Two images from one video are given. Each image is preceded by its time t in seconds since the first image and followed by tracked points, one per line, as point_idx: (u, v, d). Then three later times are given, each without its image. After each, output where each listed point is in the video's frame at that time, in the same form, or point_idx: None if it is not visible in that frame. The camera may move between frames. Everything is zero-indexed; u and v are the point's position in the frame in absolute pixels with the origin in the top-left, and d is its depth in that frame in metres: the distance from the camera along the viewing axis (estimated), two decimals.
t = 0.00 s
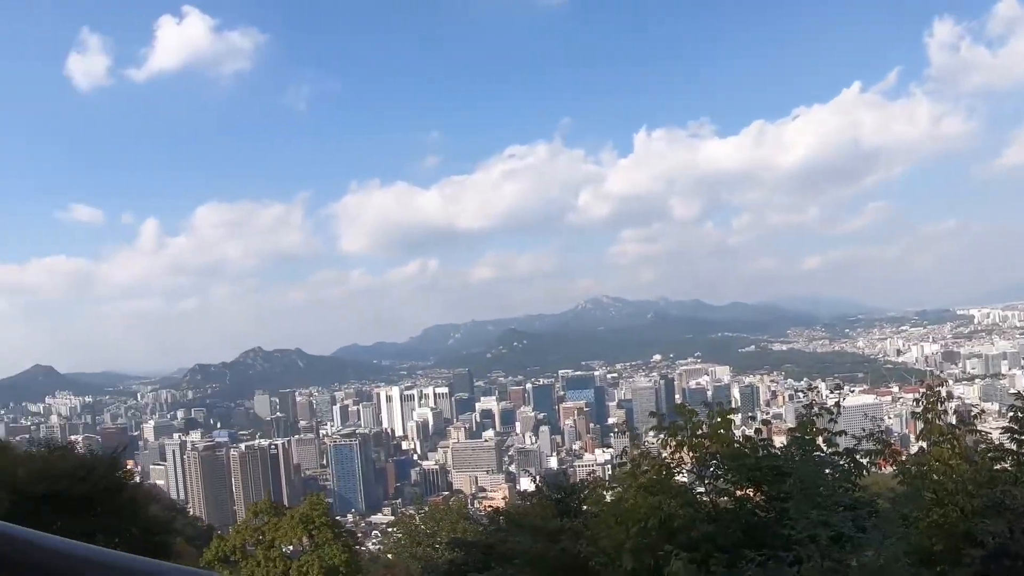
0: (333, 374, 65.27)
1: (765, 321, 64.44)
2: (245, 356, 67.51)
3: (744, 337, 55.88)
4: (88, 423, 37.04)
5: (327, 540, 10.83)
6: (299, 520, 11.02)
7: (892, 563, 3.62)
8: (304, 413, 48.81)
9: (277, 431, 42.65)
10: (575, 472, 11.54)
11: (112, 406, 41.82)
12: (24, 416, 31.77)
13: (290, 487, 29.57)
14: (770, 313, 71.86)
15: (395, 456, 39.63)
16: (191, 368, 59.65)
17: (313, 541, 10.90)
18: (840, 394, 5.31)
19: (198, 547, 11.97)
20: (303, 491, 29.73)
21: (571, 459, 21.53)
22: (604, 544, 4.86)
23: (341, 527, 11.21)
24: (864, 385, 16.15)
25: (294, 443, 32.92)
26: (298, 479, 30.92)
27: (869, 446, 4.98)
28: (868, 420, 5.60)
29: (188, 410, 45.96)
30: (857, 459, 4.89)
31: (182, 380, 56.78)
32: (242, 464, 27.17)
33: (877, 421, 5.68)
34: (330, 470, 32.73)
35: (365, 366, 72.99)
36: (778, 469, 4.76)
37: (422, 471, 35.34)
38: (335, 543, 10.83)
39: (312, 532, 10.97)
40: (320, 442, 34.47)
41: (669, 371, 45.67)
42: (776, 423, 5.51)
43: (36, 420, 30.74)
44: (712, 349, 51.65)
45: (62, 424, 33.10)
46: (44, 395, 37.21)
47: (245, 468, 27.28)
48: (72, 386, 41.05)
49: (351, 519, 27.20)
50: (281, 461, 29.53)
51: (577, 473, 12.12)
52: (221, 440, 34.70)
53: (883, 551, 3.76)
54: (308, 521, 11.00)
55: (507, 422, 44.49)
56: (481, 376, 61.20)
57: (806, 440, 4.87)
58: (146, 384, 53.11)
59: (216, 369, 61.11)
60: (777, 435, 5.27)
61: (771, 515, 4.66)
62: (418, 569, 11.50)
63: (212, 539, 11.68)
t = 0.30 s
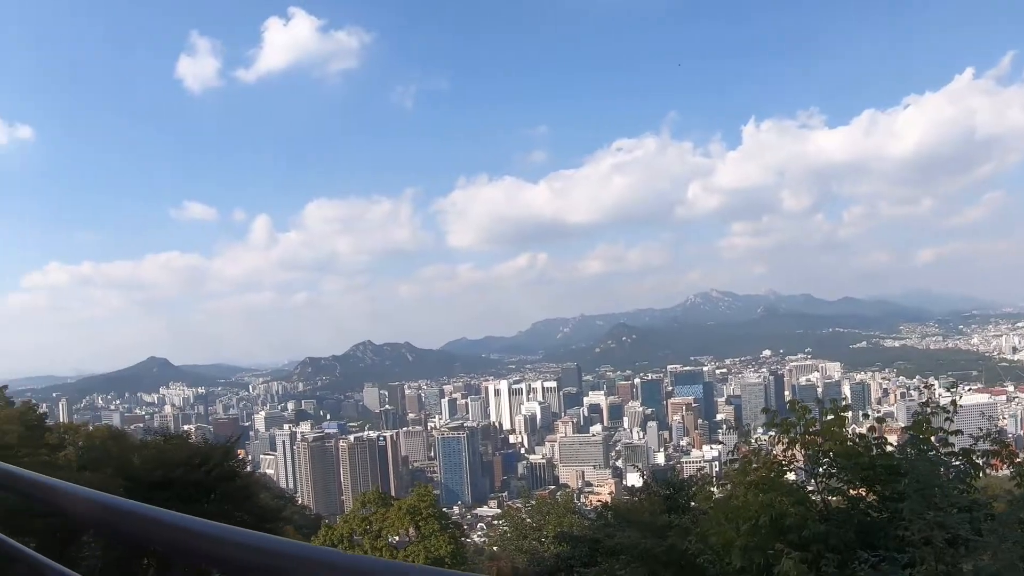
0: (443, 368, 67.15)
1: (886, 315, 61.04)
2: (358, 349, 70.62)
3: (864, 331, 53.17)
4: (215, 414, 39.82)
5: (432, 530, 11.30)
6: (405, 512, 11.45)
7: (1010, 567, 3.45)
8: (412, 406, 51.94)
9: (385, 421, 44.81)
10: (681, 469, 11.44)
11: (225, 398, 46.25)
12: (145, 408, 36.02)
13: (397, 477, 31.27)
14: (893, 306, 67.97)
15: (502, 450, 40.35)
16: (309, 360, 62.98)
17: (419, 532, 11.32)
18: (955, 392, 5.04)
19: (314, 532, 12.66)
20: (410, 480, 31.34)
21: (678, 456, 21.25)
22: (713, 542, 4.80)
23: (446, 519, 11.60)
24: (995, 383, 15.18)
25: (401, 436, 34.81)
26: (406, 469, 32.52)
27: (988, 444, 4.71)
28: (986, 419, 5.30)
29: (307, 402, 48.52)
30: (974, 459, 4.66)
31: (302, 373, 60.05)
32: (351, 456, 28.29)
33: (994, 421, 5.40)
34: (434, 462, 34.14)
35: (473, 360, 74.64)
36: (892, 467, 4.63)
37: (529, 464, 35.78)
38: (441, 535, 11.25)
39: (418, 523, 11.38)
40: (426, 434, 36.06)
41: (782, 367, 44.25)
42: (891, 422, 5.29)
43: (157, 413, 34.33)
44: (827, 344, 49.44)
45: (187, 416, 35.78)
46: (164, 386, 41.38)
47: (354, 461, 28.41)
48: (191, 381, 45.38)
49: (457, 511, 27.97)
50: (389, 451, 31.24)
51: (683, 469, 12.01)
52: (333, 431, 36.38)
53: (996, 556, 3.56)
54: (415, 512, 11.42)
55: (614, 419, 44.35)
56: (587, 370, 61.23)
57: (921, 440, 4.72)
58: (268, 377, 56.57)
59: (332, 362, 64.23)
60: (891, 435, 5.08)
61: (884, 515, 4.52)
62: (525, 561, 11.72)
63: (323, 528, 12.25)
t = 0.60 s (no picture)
0: (516, 368, 67.66)
1: (979, 315, 57.98)
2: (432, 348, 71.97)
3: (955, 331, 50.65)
4: (290, 410, 41.31)
5: (504, 529, 11.45)
6: (477, 510, 11.67)
7: None
8: (486, 404, 52.59)
9: (459, 420, 45.42)
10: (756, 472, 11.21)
11: (300, 394, 47.60)
12: (220, 404, 37.86)
13: (469, 475, 31.84)
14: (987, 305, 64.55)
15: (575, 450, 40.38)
16: (384, 358, 64.57)
17: (490, 531, 11.50)
18: None
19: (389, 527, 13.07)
20: (482, 479, 31.91)
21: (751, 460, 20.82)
22: (787, 547, 4.71)
23: (517, 518, 11.76)
24: None
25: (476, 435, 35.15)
26: (479, 468, 33.14)
27: None
28: None
29: (380, 399, 49.78)
30: None
31: (377, 371, 61.64)
32: (423, 453, 28.78)
33: None
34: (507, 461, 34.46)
35: (546, 360, 74.92)
36: (970, 475, 4.52)
37: (601, 465, 35.69)
38: (511, 533, 11.40)
39: (490, 522, 11.56)
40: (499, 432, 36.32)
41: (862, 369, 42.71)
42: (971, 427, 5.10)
43: (233, 408, 36.00)
44: (914, 345, 47.35)
45: (262, 412, 37.28)
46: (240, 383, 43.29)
47: (425, 457, 28.79)
48: (267, 377, 47.25)
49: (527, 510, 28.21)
50: (463, 450, 31.51)
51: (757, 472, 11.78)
52: (406, 429, 37.26)
53: None
54: (486, 510, 11.61)
55: (688, 420, 43.69)
56: (662, 371, 60.51)
57: (999, 446, 4.59)
58: (344, 375, 58.33)
59: (407, 360, 65.65)
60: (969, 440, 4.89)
61: (962, 523, 4.40)
62: (596, 562, 11.74)
63: (397, 524, 12.63)
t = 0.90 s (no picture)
0: (569, 368, 67.63)
1: None
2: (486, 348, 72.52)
3: None
4: (345, 409, 42.18)
5: (558, 530, 11.54)
6: (531, 510, 11.76)
7: None
8: (540, 406, 52.71)
9: (513, 420, 45.65)
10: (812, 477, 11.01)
11: (356, 393, 48.48)
12: (277, 402, 38.98)
13: (523, 475, 32.03)
14: None
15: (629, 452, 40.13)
16: (438, 359, 65.34)
17: (544, 532, 11.57)
18: None
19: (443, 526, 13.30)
20: (535, 480, 32.06)
21: (805, 464, 20.41)
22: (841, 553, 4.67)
23: (571, 519, 11.82)
24: None
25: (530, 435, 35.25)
26: (532, 468, 33.31)
27: None
28: None
29: (434, 399, 50.40)
30: None
31: (432, 371, 62.42)
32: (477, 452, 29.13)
33: None
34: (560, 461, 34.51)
35: (600, 361, 74.64)
36: None
37: (655, 467, 35.39)
38: (565, 535, 11.46)
39: (544, 523, 11.65)
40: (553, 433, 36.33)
41: (926, 372, 41.27)
42: None
43: (289, 406, 37.03)
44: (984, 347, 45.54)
45: (317, 410, 38.20)
46: (296, 382, 44.48)
47: (480, 459, 29.20)
48: (323, 377, 48.35)
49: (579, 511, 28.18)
50: (516, 451, 31.67)
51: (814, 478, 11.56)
52: (459, 428, 37.65)
53: None
54: (540, 511, 11.69)
55: (743, 423, 42.99)
56: (718, 373, 59.61)
57: None
58: (399, 375, 59.27)
59: (461, 360, 66.27)
60: None
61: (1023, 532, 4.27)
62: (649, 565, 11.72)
63: (450, 522, 12.82)
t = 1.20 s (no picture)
0: (592, 369, 67.46)
1: None
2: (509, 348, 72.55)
3: None
4: (369, 407, 42.45)
5: (582, 532, 11.54)
6: (554, 510, 11.79)
7: None
8: (564, 406, 52.64)
9: (537, 420, 45.63)
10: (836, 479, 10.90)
11: (380, 392, 48.73)
12: (302, 401, 39.35)
13: (547, 476, 32.05)
14: None
15: (653, 453, 39.93)
16: (462, 358, 65.51)
17: (566, 532, 11.59)
18: None
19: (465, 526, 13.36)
20: (559, 480, 32.06)
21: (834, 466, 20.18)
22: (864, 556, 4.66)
23: (595, 520, 11.81)
24: None
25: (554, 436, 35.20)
26: (556, 468, 33.29)
27: None
28: None
29: (457, 399, 50.51)
30: None
31: (455, 370, 62.60)
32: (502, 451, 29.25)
33: None
34: (584, 462, 34.43)
35: (624, 361, 74.36)
36: None
37: (680, 468, 35.19)
38: (589, 536, 11.47)
39: (566, 523, 11.66)
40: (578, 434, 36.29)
41: (955, 375, 40.68)
42: None
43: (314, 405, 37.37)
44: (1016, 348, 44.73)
45: (341, 409, 38.48)
46: (320, 380, 44.88)
47: (503, 459, 29.31)
48: (346, 376, 48.71)
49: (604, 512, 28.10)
50: (539, 451, 31.66)
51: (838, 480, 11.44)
52: (482, 428, 37.72)
53: None
54: (563, 511, 11.70)
55: (768, 425, 42.59)
56: (743, 374, 59.11)
57: None
58: (422, 374, 59.52)
59: (484, 360, 66.38)
60: None
61: None
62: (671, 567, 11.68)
63: (472, 521, 12.87)
